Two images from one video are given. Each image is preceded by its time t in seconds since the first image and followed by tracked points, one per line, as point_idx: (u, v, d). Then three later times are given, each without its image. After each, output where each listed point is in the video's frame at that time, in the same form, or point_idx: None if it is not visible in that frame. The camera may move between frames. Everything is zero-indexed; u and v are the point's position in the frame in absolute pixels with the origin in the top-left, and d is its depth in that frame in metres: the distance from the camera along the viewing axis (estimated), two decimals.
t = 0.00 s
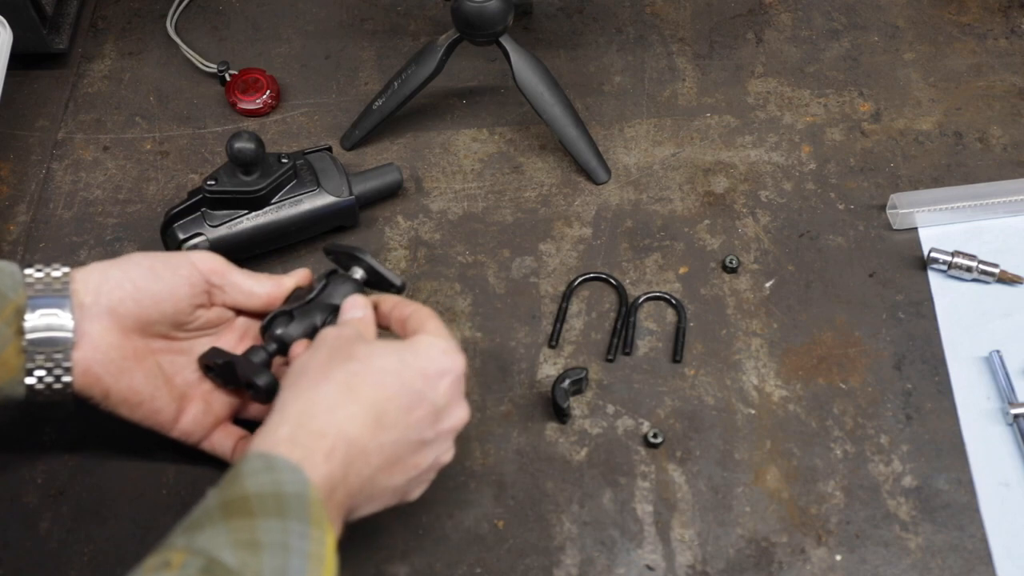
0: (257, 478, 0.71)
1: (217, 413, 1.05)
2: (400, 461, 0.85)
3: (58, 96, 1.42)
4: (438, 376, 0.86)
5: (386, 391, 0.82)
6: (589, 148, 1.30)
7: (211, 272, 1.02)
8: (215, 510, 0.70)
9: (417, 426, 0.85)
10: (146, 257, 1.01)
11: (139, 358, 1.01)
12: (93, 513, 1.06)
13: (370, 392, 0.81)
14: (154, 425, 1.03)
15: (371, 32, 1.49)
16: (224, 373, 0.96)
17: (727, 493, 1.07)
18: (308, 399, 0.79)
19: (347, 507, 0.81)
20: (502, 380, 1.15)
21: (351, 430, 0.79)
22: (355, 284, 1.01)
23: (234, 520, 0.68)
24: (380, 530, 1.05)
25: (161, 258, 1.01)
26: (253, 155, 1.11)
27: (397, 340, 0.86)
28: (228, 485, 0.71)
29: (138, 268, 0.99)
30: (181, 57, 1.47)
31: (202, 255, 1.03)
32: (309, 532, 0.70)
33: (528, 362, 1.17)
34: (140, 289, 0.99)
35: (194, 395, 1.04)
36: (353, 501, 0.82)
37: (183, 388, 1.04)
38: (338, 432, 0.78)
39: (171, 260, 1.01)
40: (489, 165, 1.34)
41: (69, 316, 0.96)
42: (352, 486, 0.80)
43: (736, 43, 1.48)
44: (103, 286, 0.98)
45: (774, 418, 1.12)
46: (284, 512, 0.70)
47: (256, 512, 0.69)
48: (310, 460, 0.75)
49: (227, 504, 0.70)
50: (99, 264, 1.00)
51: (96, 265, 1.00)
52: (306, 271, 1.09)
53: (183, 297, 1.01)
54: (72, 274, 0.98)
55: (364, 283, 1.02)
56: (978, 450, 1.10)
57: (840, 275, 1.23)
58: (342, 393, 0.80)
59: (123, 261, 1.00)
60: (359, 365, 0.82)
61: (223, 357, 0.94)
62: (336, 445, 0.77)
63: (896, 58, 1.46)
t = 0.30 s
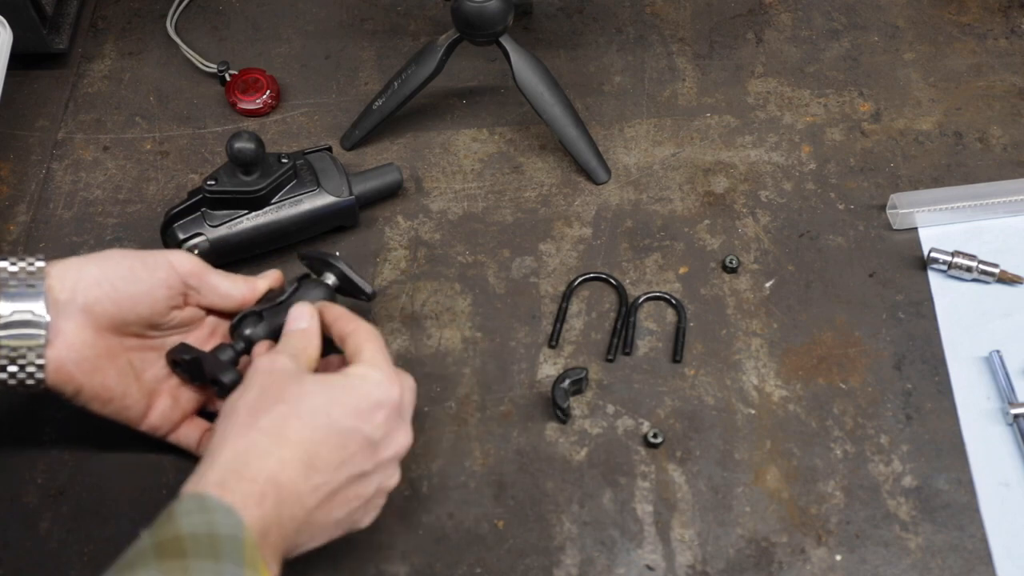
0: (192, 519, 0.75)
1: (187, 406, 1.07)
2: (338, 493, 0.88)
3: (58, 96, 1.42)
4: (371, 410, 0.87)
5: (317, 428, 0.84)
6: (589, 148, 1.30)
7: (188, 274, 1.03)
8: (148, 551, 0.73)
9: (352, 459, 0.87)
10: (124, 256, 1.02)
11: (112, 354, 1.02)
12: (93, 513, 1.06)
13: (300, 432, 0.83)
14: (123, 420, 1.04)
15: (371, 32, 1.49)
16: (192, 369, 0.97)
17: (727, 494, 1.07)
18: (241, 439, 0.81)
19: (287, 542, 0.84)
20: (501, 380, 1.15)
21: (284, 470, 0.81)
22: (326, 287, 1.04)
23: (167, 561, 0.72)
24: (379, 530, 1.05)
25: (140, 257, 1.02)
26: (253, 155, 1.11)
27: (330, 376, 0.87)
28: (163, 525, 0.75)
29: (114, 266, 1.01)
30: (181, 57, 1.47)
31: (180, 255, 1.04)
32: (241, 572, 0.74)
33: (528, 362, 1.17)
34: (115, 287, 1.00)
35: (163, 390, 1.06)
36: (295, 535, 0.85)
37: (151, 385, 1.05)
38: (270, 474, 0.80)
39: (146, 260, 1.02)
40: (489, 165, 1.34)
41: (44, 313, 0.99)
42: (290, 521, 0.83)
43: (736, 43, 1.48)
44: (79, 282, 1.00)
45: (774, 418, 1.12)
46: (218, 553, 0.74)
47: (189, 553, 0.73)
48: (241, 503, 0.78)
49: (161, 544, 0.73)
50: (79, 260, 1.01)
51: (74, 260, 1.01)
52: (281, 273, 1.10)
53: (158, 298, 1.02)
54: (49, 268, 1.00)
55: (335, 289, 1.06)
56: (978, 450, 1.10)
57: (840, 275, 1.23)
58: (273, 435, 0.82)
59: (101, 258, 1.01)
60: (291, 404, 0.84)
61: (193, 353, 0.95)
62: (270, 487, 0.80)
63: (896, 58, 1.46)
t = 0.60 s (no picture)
0: (179, 529, 0.76)
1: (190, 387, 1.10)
2: (332, 507, 0.87)
3: (58, 96, 1.42)
4: (369, 424, 0.87)
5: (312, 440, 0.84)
6: (589, 148, 1.30)
7: (207, 278, 1.01)
8: (136, 560, 0.74)
9: (346, 474, 0.86)
10: (140, 260, 0.99)
11: (125, 352, 1.03)
12: (93, 513, 1.06)
13: (293, 443, 0.83)
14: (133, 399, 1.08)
15: (371, 32, 1.49)
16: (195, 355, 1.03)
17: (727, 494, 1.07)
18: (233, 446, 0.81)
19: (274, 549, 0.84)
20: (501, 380, 1.15)
21: (273, 477, 0.81)
22: (339, 292, 1.06)
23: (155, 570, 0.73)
24: (379, 530, 1.05)
25: (156, 264, 0.99)
26: (253, 155, 1.11)
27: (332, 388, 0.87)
28: (151, 533, 0.76)
29: (131, 275, 0.98)
30: (181, 57, 1.47)
31: (198, 258, 1.00)
32: None
33: (528, 362, 1.17)
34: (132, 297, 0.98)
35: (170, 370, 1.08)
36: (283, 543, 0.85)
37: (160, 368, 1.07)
38: (259, 482, 0.81)
39: (162, 267, 0.99)
40: (489, 165, 1.34)
41: (62, 321, 0.98)
42: (277, 529, 0.83)
43: (736, 43, 1.48)
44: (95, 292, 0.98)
45: (775, 418, 1.12)
46: (206, 562, 0.75)
47: (178, 560, 0.74)
48: (227, 508, 0.78)
49: (148, 554, 0.74)
50: (96, 262, 0.98)
51: (89, 264, 0.98)
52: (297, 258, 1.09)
53: (178, 306, 1.00)
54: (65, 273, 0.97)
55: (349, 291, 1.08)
56: (978, 450, 1.10)
57: (840, 275, 1.23)
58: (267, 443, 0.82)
59: (118, 263, 0.98)
60: (287, 414, 0.84)
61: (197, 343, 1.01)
62: (258, 493, 0.80)
63: (896, 58, 1.46)
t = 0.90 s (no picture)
0: (271, 545, 0.70)
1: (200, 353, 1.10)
2: (442, 546, 0.77)
3: (58, 96, 1.42)
4: (479, 453, 0.78)
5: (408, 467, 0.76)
6: (589, 148, 1.30)
7: (238, 309, 1.01)
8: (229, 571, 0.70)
9: (454, 508, 0.76)
10: (175, 308, 0.97)
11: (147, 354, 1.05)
12: (94, 513, 1.06)
13: (388, 471, 0.75)
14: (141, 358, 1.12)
15: (371, 32, 1.49)
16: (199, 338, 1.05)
17: (727, 494, 1.07)
18: (325, 471, 0.76)
19: None
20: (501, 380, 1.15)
21: (364, 502, 0.74)
22: (344, 288, 1.10)
23: None
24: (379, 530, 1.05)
25: (193, 311, 0.98)
26: (253, 155, 1.11)
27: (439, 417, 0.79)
28: (245, 548, 0.70)
29: (170, 326, 0.97)
30: (181, 57, 1.47)
31: (231, 296, 1.00)
32: None
33: (528, 362, 1.17)
34: (169, 342, 0.98)
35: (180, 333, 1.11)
36: None
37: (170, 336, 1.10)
38: (345, 509, 0.73)
39: (199, 313, 0.98)
40: (489, 165, 1.34)
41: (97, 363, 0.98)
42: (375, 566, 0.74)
43: (736, 43, 1.48)
44: (133, 343, 0.96)
45: (774, 418, 1.12)
46: None
47: None
48: (312, 532, 0.72)
49: (240, 566, 0.69)
50: (131, 316, 0.95)
51: (125, 318, 0.94)
52: (310, 252, 1.07)
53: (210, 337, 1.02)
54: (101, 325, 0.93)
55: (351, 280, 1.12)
56: (978, 450, 1.10)
57: (840, 275, 1.23)
58: (357, 470, 0.75)
59: (155, 319, 0.96)
60: (387, 442, 0.77)
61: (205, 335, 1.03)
62: (347, 518, 0.73)
63: (896, 58, 1.46)
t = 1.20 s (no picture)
0: (375, 407, 0.78)
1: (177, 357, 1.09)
2: (524, 386, 0.90)
3: (58, 96, 1.42)
4: (524, 313, 0.95)
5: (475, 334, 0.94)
6: (589, 148, 1.30)
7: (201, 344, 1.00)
8: (340, 430, 0.76)
9: (517, 355, 0.92)
10: (131, 343, 0.96)
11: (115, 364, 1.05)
12: (93, 513, 1.06)
13: (458, 339, 0.92)
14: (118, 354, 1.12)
15: (371, 32, 1.49)
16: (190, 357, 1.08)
17: (727, 494, 1.07)
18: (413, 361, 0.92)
19: (478, 440, 0.87)
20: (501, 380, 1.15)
21: (447, 363, 0.89)
22: (326, 291, 1.13)
23: (356, 434, 0.75)
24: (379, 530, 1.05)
25: (150, 346, 0.97)
26: (252, 155, 1.11)
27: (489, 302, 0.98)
28: (352, 411, 0.78)
29: (124, 360, 0.97)
30: (181, 57, 1.47)
31: (193, 332, 0.98)
32: (429, 448, 0.75)
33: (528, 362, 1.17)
34: (127, 371, 0.98)
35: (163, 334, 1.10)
36: (487, 433, 0.88)
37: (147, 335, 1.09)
38: (430, 370, 0.89)
39: (156, 349, 0.97)
40: (489, 165, 1.34)
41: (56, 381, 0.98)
42: (467, 413, 0.87)
43: (736, 43, 1.48)
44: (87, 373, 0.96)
45: (774, 418, 1.12)
46: (402, 431, 0.75)
47: (377, 428, 0.75)
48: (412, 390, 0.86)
49: (350, 425, 0.76)
50: (85, 348, 0.94)
51: (77, 353, 0.94)
52: (285, 305, 1.05)
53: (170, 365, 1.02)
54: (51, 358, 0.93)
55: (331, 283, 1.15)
56: (978, 450, 1.10)
57: (840, 275, 1.23)
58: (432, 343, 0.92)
59: (110, 351, 0.95)
60: (452, 326, 0.95)
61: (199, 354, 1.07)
62: (436, 376, 0.88)
63: (896, 58, 1.46)
